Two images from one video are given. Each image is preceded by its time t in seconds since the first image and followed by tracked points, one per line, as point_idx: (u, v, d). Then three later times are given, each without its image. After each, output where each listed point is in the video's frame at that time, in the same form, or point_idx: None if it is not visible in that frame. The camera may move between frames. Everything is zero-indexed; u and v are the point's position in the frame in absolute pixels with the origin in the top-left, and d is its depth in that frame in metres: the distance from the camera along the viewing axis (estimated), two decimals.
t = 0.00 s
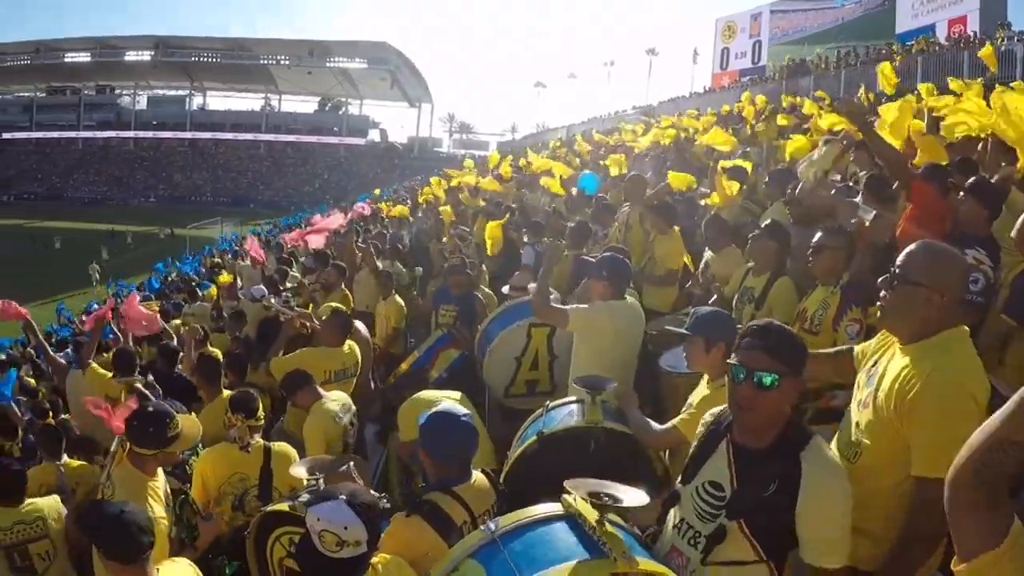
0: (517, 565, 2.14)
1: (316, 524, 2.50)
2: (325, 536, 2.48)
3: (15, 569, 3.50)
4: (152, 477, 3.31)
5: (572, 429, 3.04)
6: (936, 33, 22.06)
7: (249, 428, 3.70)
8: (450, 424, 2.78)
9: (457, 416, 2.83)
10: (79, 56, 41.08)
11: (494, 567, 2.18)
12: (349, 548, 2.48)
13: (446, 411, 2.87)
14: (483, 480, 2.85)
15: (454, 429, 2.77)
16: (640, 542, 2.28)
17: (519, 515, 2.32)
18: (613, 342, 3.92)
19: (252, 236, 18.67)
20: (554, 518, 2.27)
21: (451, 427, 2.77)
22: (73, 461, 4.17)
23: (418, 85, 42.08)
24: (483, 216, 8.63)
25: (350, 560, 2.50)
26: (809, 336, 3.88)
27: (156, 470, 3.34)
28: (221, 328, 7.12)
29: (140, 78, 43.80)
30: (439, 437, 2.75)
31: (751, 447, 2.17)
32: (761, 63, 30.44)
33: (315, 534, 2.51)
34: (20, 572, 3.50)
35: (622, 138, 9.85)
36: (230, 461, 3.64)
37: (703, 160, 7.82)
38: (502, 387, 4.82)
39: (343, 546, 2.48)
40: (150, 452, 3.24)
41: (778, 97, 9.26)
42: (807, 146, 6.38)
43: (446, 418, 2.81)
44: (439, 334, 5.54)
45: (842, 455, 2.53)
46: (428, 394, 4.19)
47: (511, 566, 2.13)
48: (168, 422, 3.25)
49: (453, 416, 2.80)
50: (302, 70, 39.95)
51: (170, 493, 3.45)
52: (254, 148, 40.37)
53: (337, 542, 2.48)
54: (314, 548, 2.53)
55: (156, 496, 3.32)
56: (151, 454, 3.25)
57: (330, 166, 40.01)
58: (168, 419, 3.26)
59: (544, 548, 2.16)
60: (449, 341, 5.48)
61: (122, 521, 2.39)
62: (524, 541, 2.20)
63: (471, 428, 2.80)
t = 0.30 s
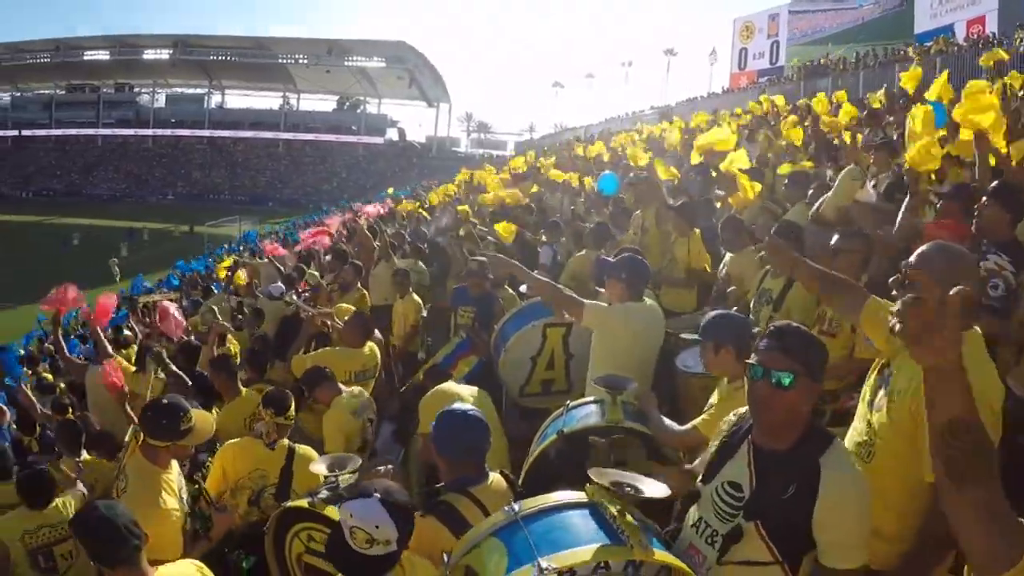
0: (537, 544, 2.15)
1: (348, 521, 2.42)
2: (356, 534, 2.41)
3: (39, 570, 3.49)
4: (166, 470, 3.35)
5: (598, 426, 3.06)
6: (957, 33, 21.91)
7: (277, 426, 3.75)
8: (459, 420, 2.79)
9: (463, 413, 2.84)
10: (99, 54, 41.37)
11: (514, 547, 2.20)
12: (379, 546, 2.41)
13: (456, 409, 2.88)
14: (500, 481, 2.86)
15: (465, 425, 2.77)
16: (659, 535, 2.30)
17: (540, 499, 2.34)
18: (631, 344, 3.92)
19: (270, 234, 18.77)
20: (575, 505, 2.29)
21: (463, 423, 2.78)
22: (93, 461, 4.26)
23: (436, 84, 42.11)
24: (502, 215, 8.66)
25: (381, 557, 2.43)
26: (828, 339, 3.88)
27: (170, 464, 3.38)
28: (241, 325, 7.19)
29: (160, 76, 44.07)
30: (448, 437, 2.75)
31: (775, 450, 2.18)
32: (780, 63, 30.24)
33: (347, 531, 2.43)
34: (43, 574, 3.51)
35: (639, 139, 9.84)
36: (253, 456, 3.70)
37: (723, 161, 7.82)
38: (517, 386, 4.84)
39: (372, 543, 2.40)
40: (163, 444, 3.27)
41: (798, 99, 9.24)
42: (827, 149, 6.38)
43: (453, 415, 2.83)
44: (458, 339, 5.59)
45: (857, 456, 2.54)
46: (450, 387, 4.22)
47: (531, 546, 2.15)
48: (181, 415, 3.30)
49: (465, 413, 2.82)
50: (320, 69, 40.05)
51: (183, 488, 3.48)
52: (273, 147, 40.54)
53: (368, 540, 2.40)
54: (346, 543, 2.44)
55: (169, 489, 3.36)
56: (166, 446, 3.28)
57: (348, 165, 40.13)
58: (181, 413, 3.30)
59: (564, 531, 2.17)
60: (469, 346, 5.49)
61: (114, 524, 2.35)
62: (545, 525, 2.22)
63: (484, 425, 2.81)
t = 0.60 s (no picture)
0: (562, 545, 2.18)
1: (376, 515, 2.46)
2: (383, 529, 2.45)
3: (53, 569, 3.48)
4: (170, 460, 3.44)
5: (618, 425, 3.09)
6: (966, 34, 21.85)
7: (297, 429, 3.82)
8: (465, 422, 2.77)
9: (466, 414, 2.82)
10: (109, 55, 41.49)
11: (539, 547, 2.21)
12: (406, 544, 2.45)
13: (459, 411, 2.86)
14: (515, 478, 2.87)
15: (471, 426, 2.76)
16: (677, 529, 2.32)
17: (563, 495, 2.35)
18: (647, 346, 3.94)
19: (279, 233, 18.80)
20: (597, 503, 2.31)
21: (469, 422, 2.77)
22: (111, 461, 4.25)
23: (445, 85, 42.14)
24: (512, 215, 8.68)
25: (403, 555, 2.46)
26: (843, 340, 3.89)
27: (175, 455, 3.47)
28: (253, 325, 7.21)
29: (169, 76, 44.19)
30: (458, 436, 2.74)
31: (804, 453, 2.19)
32: (789, 63, 30.15)
33: (373, 526, 2.47)
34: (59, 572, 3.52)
35: (649, 139, 9.85)
36: (269, 454, 3.72)
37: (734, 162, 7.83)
38: (531, 387, 4.86)
39: (400, 540, 2.44)
40: (164, 429, 3.38)
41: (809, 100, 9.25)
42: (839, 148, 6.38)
43: (457, 418, 2.81)
44: (470, 338, 5.61)
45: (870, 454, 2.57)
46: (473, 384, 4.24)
47: (557, 549, 2.17)
48: (180, 401, 3.43)
49: (468, 415, 2.79)
50: (330, 70, 40.10)
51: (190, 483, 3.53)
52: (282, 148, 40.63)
53: (395, 536, 2.45)
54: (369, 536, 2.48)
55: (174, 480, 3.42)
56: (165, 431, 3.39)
57: (357, 166, 40.19)
58: (180, 399, 3.43)
59: (591, 530, 2.21)
60: (481, 345, 5.51)
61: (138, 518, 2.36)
62: (572, 522, 2.25)
63: (491, 424, 2.80)
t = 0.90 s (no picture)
0: (574, 540, 2.18)
1: (388, 515, 2.46)
2: (395, 529, 2.45)
3: (56, 564, 3.54)
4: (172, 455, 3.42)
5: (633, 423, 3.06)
6: (976, 35, 21.79)
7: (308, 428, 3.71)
8: (480, 424, 2.78)
9: (482, 415, 2.83)
10: (118, 54, 41.60)
11: (552, 543, 2.22)
12: (419, 541, 2.45)
13: (476, 412, 2.87)
14: (531, 480, 2.87)
15: (486, 427, 2.77)
16: (690, 529, 2.33)
17: (577, 494, 2.36)
18: (658, 347, 3.94)
19: (287, 232, 18.84)
20: (611, 501, 2.31)
21: (485, 423, 2.79)
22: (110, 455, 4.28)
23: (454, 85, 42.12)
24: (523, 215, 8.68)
25: (417, 552, 2.46)
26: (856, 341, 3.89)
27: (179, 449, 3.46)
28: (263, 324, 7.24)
29: (178, 76, 44.31)
30: (471, 439, 2.76)
31: (819, 454, 2.20)
32: (798, 64, 30.00)
33: (385, 525, 2.47)
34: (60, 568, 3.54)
35: (659, 140, 9.86)
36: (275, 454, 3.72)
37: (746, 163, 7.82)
38: (544, 389, 4.85)
39: (412, 539, 2.45)
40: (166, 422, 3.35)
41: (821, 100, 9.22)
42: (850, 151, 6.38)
43: (472, 420, 2.82)
44: (481, 338, 5.60)
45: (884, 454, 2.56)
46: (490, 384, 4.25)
47: (569, 543, 2.17)
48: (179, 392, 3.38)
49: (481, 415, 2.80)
50: (338, 70, 40.13)
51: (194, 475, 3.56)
52: (291, 147, 40.70)
53: (408, 534, 2.45)
54: (383, 538, 2.49)
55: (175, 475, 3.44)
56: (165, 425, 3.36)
57: (365, 166, 40.21)
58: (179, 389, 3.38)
59: (599, 527, 2.21)
60: (493, 346, 5.52)
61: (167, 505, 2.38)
62: (579, 519, 2.25)
63: (505, 425, 2.81)
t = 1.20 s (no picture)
0: (572, 551, 2.23)
1: (385, 515, 2.50)
2: (392, 528, 2.49)
3: (55, 553, 3.67)
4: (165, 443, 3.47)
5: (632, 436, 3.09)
6: (982, 59, 21.83)
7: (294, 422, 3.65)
8: (483, 430, 2.81)
9: (486, 421, 2.86)
10: (127, 41, 41.65)
11: (552, 555, 2.26)
12: (415, 542, 2.48)
13: (481, 418, 2.90)
14: (531, 489, 2.89)
15: (489, 434, 2.79)
16: (689, 544, 2.37)
17: (579, 505, 2.39)
18: (658, 361, 3.98)
19: (292, 227, 18.90)
20: (611, 513, 2.35)
21: (488, 429, 2.81)
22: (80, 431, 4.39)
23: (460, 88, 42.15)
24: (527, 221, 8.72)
25: (414, 553, 2.49)
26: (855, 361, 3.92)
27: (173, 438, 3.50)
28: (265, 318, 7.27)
29: (186, 65, 44.36)
30: (473, 444, 2.79)
31: (816, 470, 2.24)
32: (803, 81, 30.00)
33: (383, 525, 2.51)
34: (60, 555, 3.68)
35: (666, 152, 9.89)
36: (262, 446, 3.67)
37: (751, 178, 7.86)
38: (544, 400, 4.89)
39: (408, 540, 2.48)
40: (161, 410, 3.38)
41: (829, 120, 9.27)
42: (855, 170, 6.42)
43: (476, 426, 2.84)
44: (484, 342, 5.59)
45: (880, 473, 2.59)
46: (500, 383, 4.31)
47: (568, 554, 2.22)
48: (174, 379, 3.42)
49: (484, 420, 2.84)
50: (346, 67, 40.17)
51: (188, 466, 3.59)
52: (294, 142, 40.73)
53: (404, 535, 2.48)
54: (380, 539, 2.53)
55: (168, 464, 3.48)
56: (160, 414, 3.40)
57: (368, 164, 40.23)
58: (174, 376, 3.42)
59: (600, 538, 2.25)
60: (495, 352, 5.55)
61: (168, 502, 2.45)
62: (582, 531, 2.29)
63: (508, 433, 2.83)
